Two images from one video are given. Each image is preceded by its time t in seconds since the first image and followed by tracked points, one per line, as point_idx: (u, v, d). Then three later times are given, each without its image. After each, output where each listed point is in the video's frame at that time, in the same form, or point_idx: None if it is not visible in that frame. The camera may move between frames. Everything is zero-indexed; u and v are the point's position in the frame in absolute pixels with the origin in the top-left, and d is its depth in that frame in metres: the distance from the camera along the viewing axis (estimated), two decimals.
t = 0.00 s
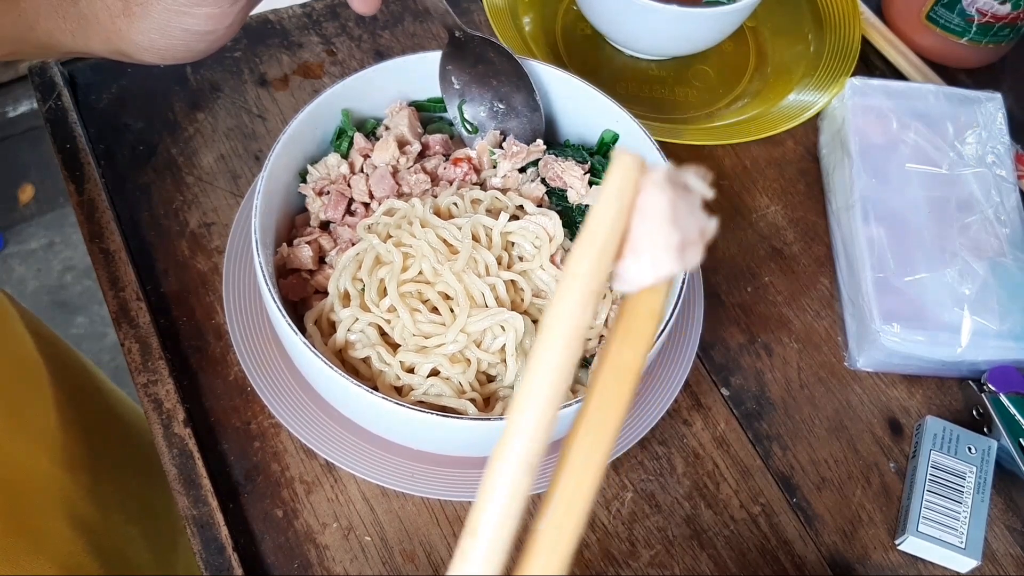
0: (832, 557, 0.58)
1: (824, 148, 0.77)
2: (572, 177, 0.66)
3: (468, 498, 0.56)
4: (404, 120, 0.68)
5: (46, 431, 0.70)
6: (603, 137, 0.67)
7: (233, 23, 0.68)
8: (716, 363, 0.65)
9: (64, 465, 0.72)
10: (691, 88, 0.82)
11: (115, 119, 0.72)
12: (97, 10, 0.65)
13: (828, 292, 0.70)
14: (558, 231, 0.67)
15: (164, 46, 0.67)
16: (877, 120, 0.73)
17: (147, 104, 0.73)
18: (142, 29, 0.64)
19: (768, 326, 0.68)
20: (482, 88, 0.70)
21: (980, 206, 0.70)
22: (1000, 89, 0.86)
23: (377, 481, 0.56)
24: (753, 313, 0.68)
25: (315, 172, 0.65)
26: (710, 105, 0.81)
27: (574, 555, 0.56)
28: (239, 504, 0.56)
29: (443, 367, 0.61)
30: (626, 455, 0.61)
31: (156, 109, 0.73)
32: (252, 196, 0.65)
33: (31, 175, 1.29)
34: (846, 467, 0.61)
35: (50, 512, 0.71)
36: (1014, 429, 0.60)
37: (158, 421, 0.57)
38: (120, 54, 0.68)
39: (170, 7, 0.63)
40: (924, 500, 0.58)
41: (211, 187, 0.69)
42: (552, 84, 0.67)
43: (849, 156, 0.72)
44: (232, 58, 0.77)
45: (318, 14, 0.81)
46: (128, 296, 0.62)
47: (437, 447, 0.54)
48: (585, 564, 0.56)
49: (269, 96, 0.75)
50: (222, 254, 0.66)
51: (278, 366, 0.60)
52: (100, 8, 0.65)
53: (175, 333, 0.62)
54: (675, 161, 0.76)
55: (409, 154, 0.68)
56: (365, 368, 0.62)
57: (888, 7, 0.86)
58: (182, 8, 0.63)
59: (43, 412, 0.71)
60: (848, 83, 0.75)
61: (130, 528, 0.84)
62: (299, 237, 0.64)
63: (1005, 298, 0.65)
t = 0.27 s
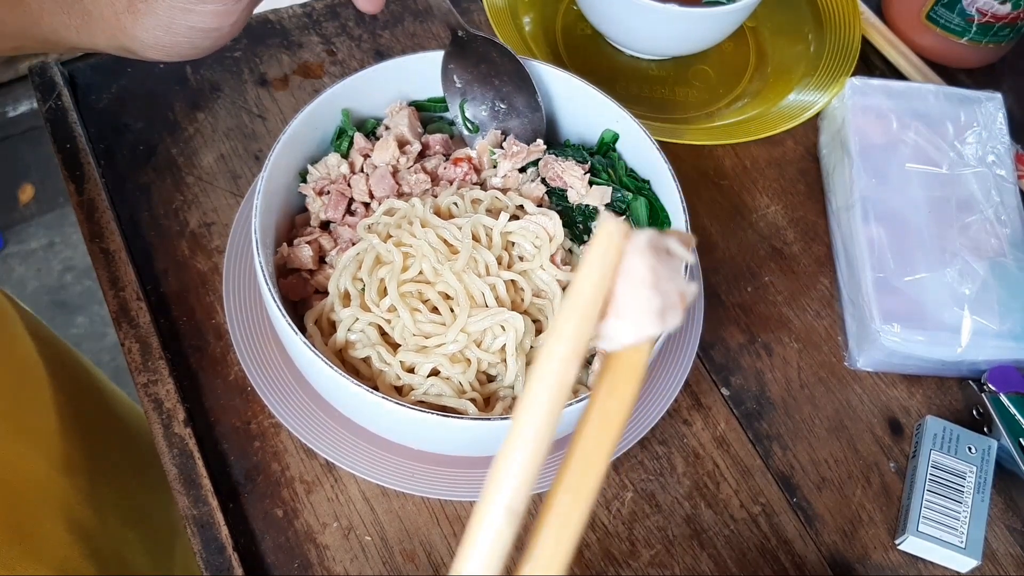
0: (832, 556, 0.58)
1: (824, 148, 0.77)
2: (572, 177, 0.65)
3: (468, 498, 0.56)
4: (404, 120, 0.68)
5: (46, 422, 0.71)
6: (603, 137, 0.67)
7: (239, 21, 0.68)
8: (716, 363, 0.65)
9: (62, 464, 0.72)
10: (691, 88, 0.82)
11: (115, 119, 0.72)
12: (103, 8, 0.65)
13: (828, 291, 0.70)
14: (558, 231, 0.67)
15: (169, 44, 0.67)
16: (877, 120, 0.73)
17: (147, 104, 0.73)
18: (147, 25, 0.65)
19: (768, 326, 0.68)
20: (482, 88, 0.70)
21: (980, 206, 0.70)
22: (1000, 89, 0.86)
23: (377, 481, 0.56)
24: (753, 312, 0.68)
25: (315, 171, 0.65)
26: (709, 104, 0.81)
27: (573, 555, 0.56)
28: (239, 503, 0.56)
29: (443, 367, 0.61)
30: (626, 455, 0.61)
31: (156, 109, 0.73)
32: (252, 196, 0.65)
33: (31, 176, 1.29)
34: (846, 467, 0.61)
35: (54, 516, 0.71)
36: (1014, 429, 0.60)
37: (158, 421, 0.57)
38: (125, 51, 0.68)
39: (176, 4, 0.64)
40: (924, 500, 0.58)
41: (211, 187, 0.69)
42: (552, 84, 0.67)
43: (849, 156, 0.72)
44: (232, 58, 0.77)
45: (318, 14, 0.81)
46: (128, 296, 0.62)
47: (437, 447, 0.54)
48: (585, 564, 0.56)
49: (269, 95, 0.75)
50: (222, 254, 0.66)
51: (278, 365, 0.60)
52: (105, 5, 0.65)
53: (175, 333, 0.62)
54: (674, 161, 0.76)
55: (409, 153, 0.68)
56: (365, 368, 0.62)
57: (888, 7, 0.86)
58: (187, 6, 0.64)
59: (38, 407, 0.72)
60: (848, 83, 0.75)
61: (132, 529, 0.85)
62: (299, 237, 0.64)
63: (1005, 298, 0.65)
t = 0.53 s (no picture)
0: (833, 556, 0.58)
1: (824, 148, 0.77)
2: (571, 177, 0.65)
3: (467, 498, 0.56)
4: (404, 119, 0.68)
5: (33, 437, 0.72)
6: (603, 136, 0.67)
7: (233, 26, 0.67)
8: (716, 363, 0.65)
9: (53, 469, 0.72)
10: (691, 88, 0.82)
11: (115, 119, 0.72)
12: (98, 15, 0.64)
13: (828, 291, 0.70)
14: (558, 230, 0.67)
15: (164, 49, 0.67)
16: (878, 120, 0.73)
17: (147, 104, 0.73)
18: (141, 31, 0.64)
19: (768, 326, 0.68)
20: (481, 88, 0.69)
21: (981, 206, 0.70)
22: (1000, 89, 0.86)
23: (377, 481, 0.56)
24: (753, 312, 0.68)
25: (315, 171, 0.65)
26: (710, 104, 0.81)
27: (573, 555, 0.56)
28: (238, 503, 0.56)
29: (443, 366, 0.61)
30: (626, 456, 0.60)
31: (156, 109, 0.73)
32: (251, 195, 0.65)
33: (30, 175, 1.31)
34: (847, 467, 0.61)
35: (40, 519, 0.72)
36: (1014, 429, 0.60)
37: (158, 420, 0.57)
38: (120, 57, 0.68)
39: (170, 10, 0.63)
40: (925, 500, 0.58)
41: (210, 187, 0.69)
42: (552, 83, 0.67)
43: (849, 156, 0.72)
44: (231, 58, 0.77)
45: (318, 14, 0.81)
46: (127, 295, 0.62)
47: (437, 447, 0.54)
48: (585, 564, 0.56)
49: (269, 95, 0.75)
50: (221, 253, 0.66)
51: (278, 365, 0.60)
52: (100, 12, 0.64)
53: (174, 333, 0.62)
54: (674, 161, 0.76)
55: (409, 153, 0.68)
56: (364, 368, 0.62)
57: (888, 6, 0.86)
58: (182, 12, 0.63)
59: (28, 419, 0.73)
60: (849, 83, 0.75)
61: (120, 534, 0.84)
62: (298, 237, 0.64)
63: (1005, 298, 0.65)
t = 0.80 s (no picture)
0: (832, 555, 0.58)
1: (824, 148, 0.77)
2: (571, 177, 0.65)
3: (468, 495, 0.56)
4: (405, 120, 0.68)
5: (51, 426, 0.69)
6: (603, 136, 0.67)
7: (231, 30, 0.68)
8: (716, 362, 0.66)
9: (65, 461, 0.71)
10: (691, 88, 0.82)
11: (116, 119, 0.72)
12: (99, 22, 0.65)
13: (827, 291, 0.70)
14: (558, 230, 0.67)
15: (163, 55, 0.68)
16: (877, 120, 0.74)
17: (148, 104, 0.73)
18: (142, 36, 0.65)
19: (768, 326, 0.68)
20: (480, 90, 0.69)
21: (980, 206, 0.71)
22: (1000, 89, 0.86)
23: (378, 479, 0.56)
24: (753, 312, 0.68)
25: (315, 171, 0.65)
26: (709, 104, 0.81)
27: (573, 553, 0.56)
28: (240, 502, 0.56)
29: (443, 366, 0.61)
30: (626, 455, 0.61)
31: (157, 109, 0.73)
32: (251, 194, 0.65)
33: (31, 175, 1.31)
34: (845, 466, 0.62)
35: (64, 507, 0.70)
36: (1013, 428, 0.60)
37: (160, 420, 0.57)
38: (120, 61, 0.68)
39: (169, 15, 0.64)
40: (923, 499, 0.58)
41: (211, 187, 0.69)
42: (550, 83, 0.67)
43: (848, 156, 0.72)
44: (233, 58, 0.77)
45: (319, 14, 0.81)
46: (129, 295, 0.62)
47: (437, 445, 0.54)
48: (585, 562, 0.56)
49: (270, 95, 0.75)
50: (222, 253, 0.66)
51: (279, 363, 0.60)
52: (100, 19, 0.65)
53: (176, 332, 0.62)
54: (674, 161, 0.76)
55: (410, 153, 0.68)
56: (365, 367, 0.62)
57: (888, 7, 0.86)
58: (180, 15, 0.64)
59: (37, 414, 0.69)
60: (848, 83, 0.75)
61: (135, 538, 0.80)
62: (299, 237, 0.64)
63: (1004, 298, 0.65)
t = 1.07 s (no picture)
0: (832, 555, 0.58)
1: (824, 148, 0.77)
2: (571, 177, 0.66)
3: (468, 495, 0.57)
4: (405, 120, 0.68)
5: (68, 423, 0.67)
6: (603, 136, 0.67)
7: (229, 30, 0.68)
8: (716, 362, 0.66)
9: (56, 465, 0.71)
10: (690, 88, 0.82)
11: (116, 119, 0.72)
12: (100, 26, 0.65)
13: (827, 291, 0.70)
14: (557, 230, 0.67)
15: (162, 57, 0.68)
16: (876, 120, 0.74)
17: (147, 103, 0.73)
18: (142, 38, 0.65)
19: (767, 326, 0.68)
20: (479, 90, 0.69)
21: (980, 206, 0.71)
22: (999, 89, 0.86)
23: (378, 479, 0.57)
24: (752, 312, 0.68)
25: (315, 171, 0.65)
26: (709, 104, 0.81)
27: (573, 553, 0.56)
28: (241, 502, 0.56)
29: (444, 366, 0.61)
30: (625, 455, 0.61)
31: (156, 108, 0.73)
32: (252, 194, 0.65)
33: (31, 174, 1.32)
34: (845, 466, 0.62)
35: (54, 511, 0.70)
36: (1013, 428, 0.60)
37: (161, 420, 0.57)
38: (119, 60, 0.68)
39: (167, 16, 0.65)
40: (923, 499, 0.58)
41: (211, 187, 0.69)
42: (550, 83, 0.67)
43: (848, 156, 0.72)
44: (231, 58, 0.77)
45: (318, 13, 0.81)
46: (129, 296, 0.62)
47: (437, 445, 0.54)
48: (585, 562, 0.56)
49: (269, 95, 0.76)
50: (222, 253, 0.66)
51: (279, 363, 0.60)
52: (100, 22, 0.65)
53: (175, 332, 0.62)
54: (674, 161, 0.76)
55: (409, 153, 0.68)
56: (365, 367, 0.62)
57: (887, 7, 0.86)
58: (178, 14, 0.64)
59: (52, 412, 0.68)
60: (848, 83, 0.75)
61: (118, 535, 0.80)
62: (299, 237, 0.64)
63: (1004, 297, 0.65)
